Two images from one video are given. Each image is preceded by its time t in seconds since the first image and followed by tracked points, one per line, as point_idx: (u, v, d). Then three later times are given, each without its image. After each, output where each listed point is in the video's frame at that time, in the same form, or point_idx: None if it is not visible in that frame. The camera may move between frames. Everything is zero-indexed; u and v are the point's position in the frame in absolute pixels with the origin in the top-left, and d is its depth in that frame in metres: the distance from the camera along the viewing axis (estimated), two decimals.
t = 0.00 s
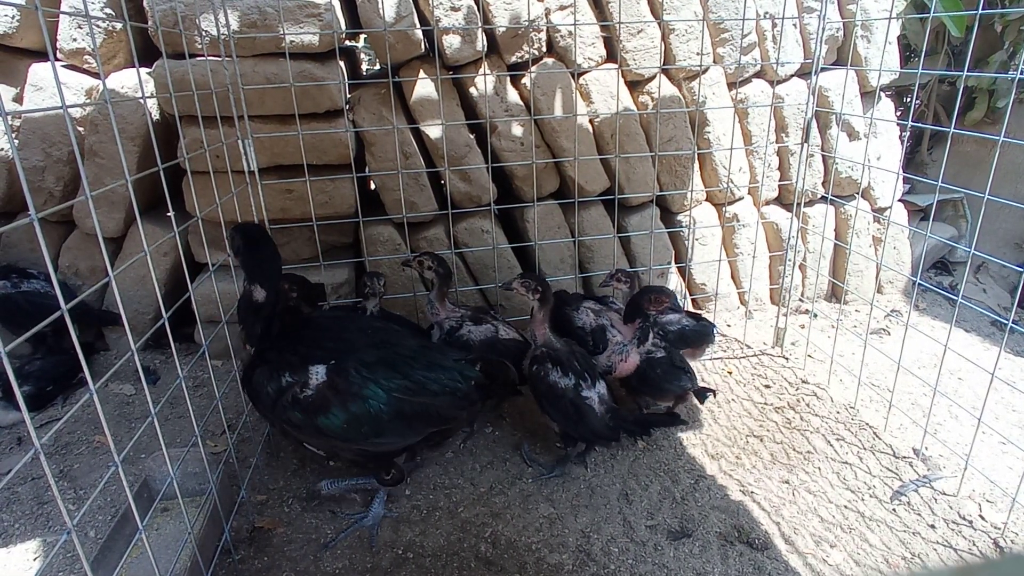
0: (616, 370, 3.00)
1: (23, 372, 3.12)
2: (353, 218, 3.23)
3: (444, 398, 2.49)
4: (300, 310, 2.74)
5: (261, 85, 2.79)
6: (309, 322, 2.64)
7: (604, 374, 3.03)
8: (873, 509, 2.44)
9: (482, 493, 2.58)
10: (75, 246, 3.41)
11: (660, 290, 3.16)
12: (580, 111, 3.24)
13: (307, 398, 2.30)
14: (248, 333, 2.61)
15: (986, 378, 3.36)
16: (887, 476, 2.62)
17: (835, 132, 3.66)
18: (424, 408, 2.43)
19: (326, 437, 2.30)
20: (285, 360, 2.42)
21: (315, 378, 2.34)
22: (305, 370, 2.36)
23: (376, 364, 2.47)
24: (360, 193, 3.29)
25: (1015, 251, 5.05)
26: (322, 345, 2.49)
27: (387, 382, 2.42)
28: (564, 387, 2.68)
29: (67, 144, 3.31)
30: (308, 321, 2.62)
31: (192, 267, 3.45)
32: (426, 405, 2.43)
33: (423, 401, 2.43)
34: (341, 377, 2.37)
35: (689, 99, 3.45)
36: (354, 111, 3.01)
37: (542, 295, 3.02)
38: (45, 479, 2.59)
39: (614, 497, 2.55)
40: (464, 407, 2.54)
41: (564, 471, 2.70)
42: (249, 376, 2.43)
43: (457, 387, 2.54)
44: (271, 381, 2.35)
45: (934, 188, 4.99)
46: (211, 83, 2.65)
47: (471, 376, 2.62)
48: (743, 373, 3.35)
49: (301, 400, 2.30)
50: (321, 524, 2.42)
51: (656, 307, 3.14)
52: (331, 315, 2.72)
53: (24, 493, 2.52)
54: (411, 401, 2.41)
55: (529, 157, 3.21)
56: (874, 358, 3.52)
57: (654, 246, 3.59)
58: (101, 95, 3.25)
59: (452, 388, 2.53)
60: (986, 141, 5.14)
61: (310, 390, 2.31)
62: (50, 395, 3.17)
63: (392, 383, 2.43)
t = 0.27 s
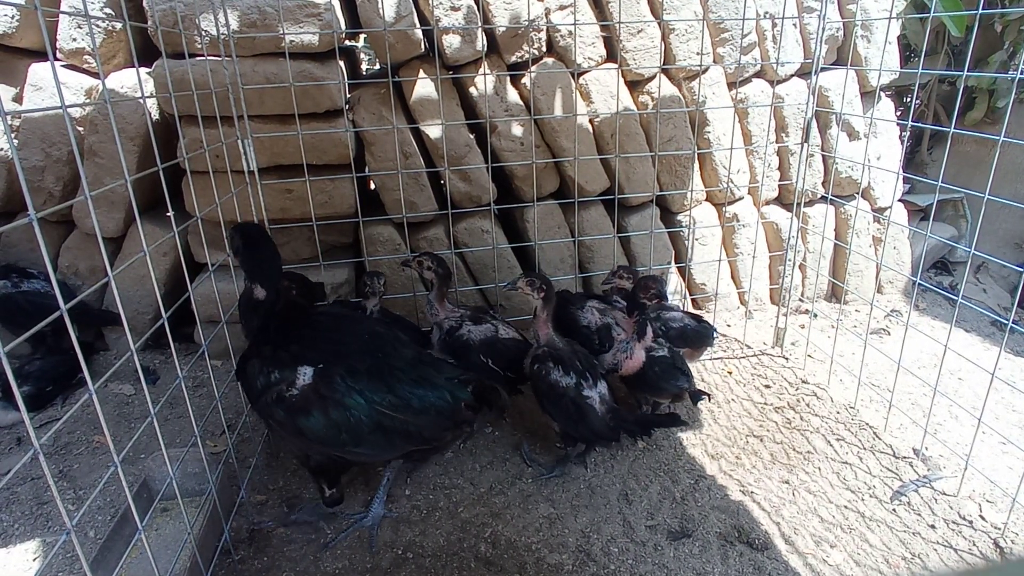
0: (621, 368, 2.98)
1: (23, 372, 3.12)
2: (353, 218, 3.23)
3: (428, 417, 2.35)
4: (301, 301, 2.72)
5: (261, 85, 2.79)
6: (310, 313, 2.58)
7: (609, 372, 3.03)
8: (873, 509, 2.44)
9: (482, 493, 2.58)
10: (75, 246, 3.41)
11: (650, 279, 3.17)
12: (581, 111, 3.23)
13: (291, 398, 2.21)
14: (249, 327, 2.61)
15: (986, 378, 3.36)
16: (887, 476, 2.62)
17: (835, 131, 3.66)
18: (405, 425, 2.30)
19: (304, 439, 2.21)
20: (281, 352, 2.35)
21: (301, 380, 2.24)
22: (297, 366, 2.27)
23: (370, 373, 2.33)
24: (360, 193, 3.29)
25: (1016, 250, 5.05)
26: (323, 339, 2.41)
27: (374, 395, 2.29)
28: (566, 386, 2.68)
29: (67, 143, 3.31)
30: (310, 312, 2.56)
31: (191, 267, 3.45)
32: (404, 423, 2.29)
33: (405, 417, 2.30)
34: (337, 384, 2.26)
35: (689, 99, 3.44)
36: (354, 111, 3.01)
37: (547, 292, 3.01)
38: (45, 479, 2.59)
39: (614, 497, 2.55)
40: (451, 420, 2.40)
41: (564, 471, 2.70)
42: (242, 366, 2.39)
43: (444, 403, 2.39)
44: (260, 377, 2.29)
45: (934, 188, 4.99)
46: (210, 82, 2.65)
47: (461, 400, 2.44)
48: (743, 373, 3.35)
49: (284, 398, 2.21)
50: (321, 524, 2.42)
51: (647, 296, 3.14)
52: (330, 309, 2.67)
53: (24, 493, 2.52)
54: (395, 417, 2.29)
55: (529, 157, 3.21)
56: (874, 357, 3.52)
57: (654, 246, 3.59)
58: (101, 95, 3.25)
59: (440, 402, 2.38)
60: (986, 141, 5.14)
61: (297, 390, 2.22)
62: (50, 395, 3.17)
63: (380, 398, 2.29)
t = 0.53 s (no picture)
0: (621, 369, 2.97)
1: (23, 372, 3.12)
2: (353, 217, 3.23)
3: (394, 429, 2.23)
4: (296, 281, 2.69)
5: (260, 84, 2.79)
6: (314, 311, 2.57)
7: (609, 372, 3.03)
8: (873, 509, 2.44)
9: (482, 493, 2.58)
10: (75, 245, 3.41)
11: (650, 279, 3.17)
12: (580, 111, 3.23)
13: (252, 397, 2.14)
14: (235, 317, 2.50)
15: (986, 378, 3.36)
16: (887, 476, 2.62)
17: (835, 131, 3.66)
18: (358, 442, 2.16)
19: (266, 438, 2.14)
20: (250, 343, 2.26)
21: (268, 378, 2.15)
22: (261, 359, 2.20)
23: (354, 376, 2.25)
24: (360, 193, 3.29)
25: (1015, 250, 5.05)
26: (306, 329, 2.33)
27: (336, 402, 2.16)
28: (567, 386, 2.67)
29: (66, 143, 3.31)
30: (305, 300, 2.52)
31: (191, 267, 3.45)
32: (353, 432, 2.16)
33: (358, 427, 2.16)
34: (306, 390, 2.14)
35: (689, 98, 3.44)
36: (354, 110, 3.01)
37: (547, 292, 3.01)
38: (44, 479, 2.59)
39: (614, 497, 2.55)
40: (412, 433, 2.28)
41: (564, 471, 2.70)
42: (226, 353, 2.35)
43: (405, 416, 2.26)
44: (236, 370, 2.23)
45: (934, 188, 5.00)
46: (210, 82, 2.64)
47: (423, 417, 2.30)
48: (742, 373, 3.35)
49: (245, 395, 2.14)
50: (320, 524, 2.42)
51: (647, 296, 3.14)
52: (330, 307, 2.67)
53: (24, 493, 2.52)
54: (351, 429, 2.16)
55: (529, 157, 3.21)
56: (874, 357, 3.52)
57: (653, 246, 3.59)
58: (101, 94, 3.24)
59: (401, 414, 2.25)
60: (986, 141, 5.13)
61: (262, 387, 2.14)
62: (50, 395, 3.17)
63: (338, 408, 2.15)
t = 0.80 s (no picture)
0: (621, 369, 2.97)
1: (22, 372, 3.11)
2: (353, 217, 3.23)
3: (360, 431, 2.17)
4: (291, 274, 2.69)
5: (260, 85, 2.78)
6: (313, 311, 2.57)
7: (609, 373, 3.03)
8: (873, 509, 2.44)
9: (482, 493, 2.58)
10: (74, 246, 3.41)
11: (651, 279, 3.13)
12: (580, 111, 3.23)
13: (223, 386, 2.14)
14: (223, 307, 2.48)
15: (987, 378, 3.35)
16: (887, 476, 2.61)
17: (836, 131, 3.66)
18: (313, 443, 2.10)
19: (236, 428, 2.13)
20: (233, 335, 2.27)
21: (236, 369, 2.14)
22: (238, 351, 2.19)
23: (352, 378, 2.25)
24: (359, 193, 3.28)
25: (1016, 250, 5.05)
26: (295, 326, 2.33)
27: (294, 401, 2.10)
28: (567, 386, 2.67)
29: (66, 143, 3.31)
30: (301, 296, 2.52)
31: (191, 267, 3.45)
32: (306, 434, 2.09)
33: (313, 428, 2.10)
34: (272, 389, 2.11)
35: (689, 98, 3.43)
36: (354, 110, 3.01)
37: (546, 292, 3.00)
38: (44, 479, 2.59)
39: (614, 497, 2.55)
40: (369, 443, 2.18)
41: (564, 471, 2.69)
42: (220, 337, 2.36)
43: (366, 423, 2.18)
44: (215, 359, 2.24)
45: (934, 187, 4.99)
46: (209, 82, 2.64)
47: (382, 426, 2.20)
48: (742, 373, 3.35)
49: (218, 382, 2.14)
50: (320, 524, 2.42)
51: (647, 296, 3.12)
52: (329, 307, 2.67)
53: (23, 493, 2.52)
54: (306, 430, 2.10)
55: (529, 157, 3.21)
56: (874, 357, 3.51)
57: (653, 246, 3.59)
58: (100, 94, 3.24)
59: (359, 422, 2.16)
60: (986, 141, 5.13)
61: (231, 376, 2.14)
62: (49, 395, 3.17)
63: (294, 408, 2.09)
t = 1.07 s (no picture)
0: (623, 370, 3.00)
1: (23, 372, 3.11)
2: (353, 217, 3.23)
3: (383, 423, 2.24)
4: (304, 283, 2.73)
5: (260, 84, 2.79)
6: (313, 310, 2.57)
7: (609, 374, 3.05)
8: (873, 508, 2.44)
9: (482, 493, 2.58)
10: (75, 245, 3.41)
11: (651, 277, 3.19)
12: (580, 111, 3.23)
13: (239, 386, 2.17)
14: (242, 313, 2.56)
15: (987, 378, 3.35)
16: (887, 476, 2.61)
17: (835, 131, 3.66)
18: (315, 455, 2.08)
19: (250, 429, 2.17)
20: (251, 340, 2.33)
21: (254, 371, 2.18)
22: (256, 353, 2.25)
23: (353, 379, 2.25)
24: (359, 193, 3.28)
25: (1016, 250, 5.05)
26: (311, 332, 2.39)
27: (301, 412, 2.10)
28: (568, 385, 2.67)
29: (66, 143, 3.31)
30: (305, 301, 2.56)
31: (191, 267, 3.45)
32: (309, 447, 2.08)
33: (316, 442, 2.08)
34: (279, 395, 2.12)
35: (689, 98, 3.43)
36: (354, 110, 3.01)
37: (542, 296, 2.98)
38: (44, 479, 2.59)
39: (614, 497, 2.55)
40: (370, 465, 2.12)
41: (565, 471, 2.70)
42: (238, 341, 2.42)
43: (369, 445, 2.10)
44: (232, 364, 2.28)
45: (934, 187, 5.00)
46: (210, 82, 2.64)
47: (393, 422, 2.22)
48: (742, 373, 3.35)
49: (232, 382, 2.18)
50: (321, 524, 2.42)
51: (647, 295, 3.18)
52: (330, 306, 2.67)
53: (24, 493, 2.52)
54: (309, 443, 2.08)
55: (529, 157, 3.21)
56: (874, 357, 3.51)
57: (653, 245, 3.59)
58: (101, 94, 3.24)
59: (361, 444, 2.10)
60: (986, 140, 5.13)
61: (247, 378, 2.18)
62: (50, 395, 3.17)
63: (298, 418, 2.08)
